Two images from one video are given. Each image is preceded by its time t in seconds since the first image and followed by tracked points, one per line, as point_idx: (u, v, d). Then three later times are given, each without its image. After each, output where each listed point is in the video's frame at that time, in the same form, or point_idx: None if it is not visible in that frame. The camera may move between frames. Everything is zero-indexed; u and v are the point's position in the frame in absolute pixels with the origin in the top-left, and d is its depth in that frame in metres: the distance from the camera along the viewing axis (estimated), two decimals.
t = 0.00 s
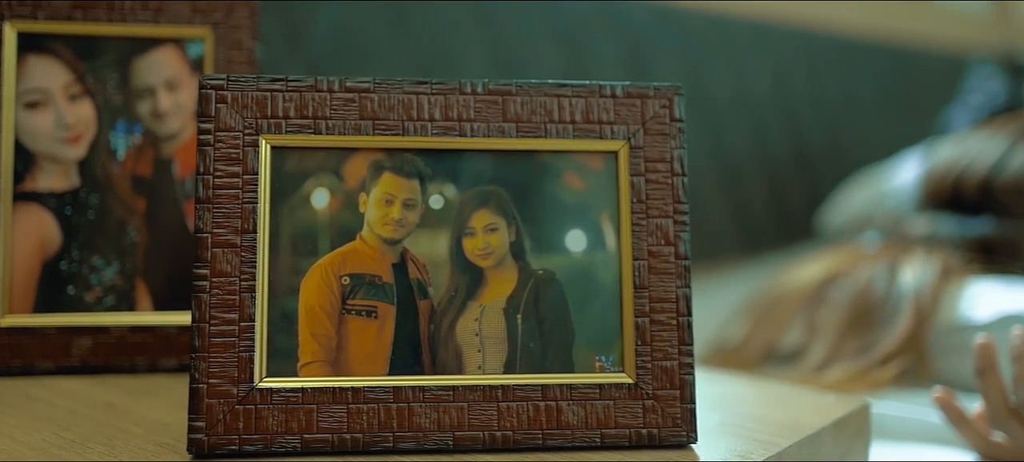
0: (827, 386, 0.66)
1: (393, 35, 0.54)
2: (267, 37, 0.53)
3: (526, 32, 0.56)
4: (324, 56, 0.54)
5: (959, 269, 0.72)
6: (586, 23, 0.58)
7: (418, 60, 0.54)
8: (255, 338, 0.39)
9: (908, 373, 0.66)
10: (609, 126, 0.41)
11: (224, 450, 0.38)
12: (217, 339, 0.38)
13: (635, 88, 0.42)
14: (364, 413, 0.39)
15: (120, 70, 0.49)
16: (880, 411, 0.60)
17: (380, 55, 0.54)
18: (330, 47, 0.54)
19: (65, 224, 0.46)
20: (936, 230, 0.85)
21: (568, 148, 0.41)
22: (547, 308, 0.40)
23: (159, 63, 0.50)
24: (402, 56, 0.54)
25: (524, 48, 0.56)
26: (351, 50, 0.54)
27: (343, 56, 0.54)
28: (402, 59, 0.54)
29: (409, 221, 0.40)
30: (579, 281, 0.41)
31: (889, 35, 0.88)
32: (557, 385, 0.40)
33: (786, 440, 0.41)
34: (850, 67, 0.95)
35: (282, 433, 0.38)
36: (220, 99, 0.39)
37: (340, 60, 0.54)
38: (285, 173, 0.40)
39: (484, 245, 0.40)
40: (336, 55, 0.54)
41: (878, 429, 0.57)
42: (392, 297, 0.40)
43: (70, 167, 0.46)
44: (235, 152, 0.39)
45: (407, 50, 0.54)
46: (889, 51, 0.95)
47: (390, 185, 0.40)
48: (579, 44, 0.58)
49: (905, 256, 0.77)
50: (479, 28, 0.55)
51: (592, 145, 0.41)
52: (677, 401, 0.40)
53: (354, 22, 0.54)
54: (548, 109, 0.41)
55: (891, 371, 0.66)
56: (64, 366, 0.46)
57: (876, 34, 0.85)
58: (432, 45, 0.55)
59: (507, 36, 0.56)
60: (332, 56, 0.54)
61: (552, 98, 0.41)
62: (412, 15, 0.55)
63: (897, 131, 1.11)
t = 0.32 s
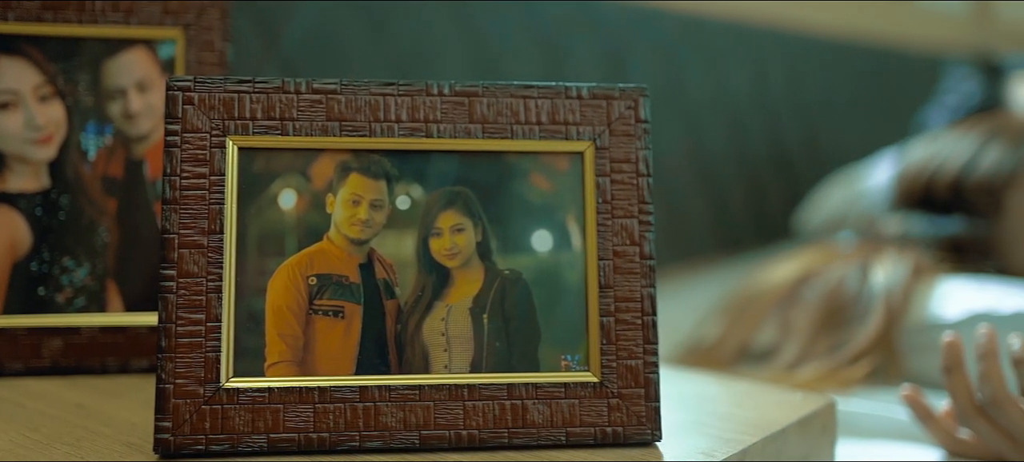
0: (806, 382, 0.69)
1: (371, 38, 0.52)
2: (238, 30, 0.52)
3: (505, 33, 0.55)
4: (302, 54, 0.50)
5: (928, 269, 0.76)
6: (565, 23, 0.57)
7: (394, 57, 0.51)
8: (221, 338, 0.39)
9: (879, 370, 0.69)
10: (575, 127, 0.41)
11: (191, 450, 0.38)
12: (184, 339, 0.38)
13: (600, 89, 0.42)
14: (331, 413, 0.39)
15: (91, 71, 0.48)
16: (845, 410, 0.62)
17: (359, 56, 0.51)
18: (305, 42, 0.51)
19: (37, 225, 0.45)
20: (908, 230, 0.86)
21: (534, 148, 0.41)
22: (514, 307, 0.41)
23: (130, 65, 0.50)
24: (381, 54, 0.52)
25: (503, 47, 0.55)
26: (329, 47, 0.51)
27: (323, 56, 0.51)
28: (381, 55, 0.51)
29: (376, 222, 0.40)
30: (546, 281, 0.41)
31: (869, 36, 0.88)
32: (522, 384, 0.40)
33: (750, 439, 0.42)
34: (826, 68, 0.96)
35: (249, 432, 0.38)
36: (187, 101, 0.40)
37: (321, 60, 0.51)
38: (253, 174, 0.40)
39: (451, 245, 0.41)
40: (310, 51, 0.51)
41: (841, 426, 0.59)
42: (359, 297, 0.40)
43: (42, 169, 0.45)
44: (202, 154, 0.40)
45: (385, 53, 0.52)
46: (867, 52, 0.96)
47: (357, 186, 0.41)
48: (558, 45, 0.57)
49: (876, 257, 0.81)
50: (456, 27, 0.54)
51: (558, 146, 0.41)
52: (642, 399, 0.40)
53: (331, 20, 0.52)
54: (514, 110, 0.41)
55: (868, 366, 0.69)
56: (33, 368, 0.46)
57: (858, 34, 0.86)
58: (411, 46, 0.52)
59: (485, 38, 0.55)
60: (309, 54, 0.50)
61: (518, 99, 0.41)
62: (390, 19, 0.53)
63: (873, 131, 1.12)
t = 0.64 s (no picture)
0: (774, 379, 0.71)
1: (345, 40, 0.52)
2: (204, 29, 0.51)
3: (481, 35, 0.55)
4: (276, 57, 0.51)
5: (897, 267, 0.77)
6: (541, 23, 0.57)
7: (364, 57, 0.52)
8: (182, 338, 0.39)
9: (847, 368, 0.71)
10: (535, 127, 0.42)
11: (152, 450, 0.38)
12: (144, 339, 0.39)
13: (562, 90, 0.42)
14: (292, 412, 0.39)
15: (55, 72, 0.47)
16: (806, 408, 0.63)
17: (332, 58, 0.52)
18: (278, 44, 0.51)
19: None
20: (879, 229, 0.88)
21: (495, 149, 0.41)
22: (475, 307, 0.41)
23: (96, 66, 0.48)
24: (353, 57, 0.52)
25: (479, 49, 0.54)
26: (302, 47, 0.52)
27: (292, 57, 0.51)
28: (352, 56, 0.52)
29: (337, 222, 0.41)
30: (507, 280, 0.41)
31: (847, 35, 0.89)
32: (484, 382, 0.40)
33: (710, 437, 0.42)
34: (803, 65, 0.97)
35: (209, 432, 0.39)
36: (148, 102, 0.40)
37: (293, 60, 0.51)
38: (214, 174, 0.40)
39: (412, 244, 0.41)
40: (284, 53, 0.51)
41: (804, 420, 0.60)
42: (321, 296, 0.40)
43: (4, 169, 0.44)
44: (163, 154, 0.40)
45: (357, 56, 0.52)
46: (844, 52, 0.97)
47: (318, 186, 0.41)
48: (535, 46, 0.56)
49: (846, 254, 0.82)
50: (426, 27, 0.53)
51: (519, 146, 0.41)
52: (603, 397, 0.41)
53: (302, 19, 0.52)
54: (475, 111, 0.42)
55: (835, 364, 0.71)
56: None
57: (835, 34, 0.87)
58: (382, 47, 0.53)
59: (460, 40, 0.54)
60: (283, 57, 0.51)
61: (479, 100, 0.42)
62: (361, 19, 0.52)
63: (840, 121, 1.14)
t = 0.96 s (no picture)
0: (739, 378, 0.73)
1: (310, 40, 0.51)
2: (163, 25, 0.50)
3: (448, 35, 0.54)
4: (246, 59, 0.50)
5: (860, 264, 0.78)
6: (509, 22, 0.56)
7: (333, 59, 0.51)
8: (134, 339, 0.39)
9: (811, 366, 0.73)
10: (490, 127, 0.42)
11: (103, 451, 0.38)
12: (96, 340, 0.38)
13: (516, 90, 0.42)
14: (245, 412, 0.39)
15: (11, 73, 0.47)
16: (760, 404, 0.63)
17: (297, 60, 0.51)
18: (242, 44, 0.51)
19: None
20: (847, 227, 0.89)
21: (449, 148, 0.42)
22: (430, 306, 0.41)
23: (54, 66, 0.48)
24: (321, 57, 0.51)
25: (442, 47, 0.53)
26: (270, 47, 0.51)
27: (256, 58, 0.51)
28: (322, 56, 0.51)
29: (292, 222, 0.41)
30: (461, 280, 0.41)
31: (821, 35, 0.89)
32: (437, 381, 0.40)
33: (664, 435, 0.43)
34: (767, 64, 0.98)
35: (162, 432, 0.39)
36: (100, 102, 0.40)
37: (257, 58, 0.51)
38: (167, 174, 0.40)
39: (367, 244, 0.41)
40: (250, 54, 0.50)
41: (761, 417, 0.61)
42: (275, 296, 0.40)
43: None
44: (115, 154, 0.40)
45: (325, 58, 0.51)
46: (816, 54, 0.98)
47: (272, 186, 0.41)
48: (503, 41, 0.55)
49: (810, 254, 0.84)
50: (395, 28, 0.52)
51: (473, 146, 0.42)
52: (556, 396, 0.41)
53: (268, 18, 0.51)
54: (430, 110, 0.42)
55: (797, 363, 0.73)
56: None
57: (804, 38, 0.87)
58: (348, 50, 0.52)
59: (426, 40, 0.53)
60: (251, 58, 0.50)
61: (434, 100, 0.42)
62: (327, 20, 0.51)
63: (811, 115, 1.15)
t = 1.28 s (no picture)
0: (698, 376, 0.74)
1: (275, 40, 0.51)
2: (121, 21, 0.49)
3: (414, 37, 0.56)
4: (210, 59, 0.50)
5: (821, 263, 0.79)
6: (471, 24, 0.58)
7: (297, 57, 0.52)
8: (82, 338, 0.39)
9: (771, 364, 0.74)
10: (440, 125, 0.42)
11: (50, 450, 0.38)
12: (43, 339, 0.38)
13: (467, 89, 0.42)
14: (193, 411, 0.39)
15: None
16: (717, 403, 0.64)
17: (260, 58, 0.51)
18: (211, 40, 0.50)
19: None
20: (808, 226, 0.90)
21: (400, 147, 0.42)
22: (380, 303, 0.41)
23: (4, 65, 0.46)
24: (284, 60, 0.51)
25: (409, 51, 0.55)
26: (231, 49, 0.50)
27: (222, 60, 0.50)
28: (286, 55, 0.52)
29: (242, 220, 0.41)
30: (411, 279, 0.42)
31: (785, 33, 0.91)
32: (388, 379, 0.40)
33: (616, 430, 0.43)
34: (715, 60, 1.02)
35: (110, 431, 0.39)
36: (47, 101, 0.39)
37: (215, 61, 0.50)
38: (116, 173, 0.40)
39: (317, 243, 0.41)
40: (218, 55, 0.50)
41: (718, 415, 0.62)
42: (225, 295, 0.40)
43: None
44: (63, 153, 0.39)
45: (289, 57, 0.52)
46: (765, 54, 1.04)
47: (222, 185, 0.41)
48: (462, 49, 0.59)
49: (770, 251, 0.84)
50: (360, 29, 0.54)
51: (423, 144, 0.42)
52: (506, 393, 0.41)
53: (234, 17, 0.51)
54: (381, 109, 0.42)
55: (756, 361, 0.74)
56: None
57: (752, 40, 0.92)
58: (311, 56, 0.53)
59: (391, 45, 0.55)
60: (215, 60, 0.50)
61: (385, 98, 0.42)
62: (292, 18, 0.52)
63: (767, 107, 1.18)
